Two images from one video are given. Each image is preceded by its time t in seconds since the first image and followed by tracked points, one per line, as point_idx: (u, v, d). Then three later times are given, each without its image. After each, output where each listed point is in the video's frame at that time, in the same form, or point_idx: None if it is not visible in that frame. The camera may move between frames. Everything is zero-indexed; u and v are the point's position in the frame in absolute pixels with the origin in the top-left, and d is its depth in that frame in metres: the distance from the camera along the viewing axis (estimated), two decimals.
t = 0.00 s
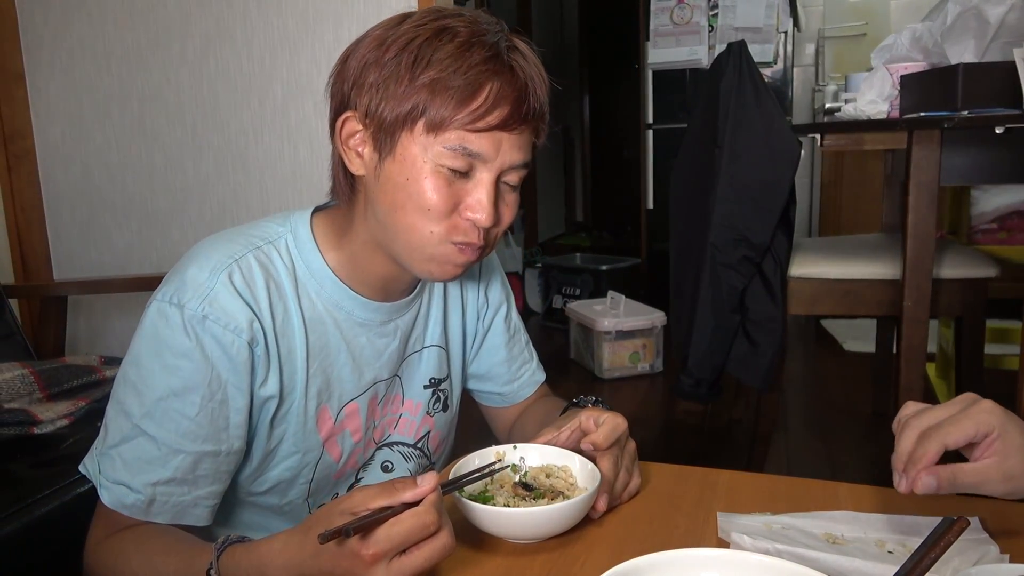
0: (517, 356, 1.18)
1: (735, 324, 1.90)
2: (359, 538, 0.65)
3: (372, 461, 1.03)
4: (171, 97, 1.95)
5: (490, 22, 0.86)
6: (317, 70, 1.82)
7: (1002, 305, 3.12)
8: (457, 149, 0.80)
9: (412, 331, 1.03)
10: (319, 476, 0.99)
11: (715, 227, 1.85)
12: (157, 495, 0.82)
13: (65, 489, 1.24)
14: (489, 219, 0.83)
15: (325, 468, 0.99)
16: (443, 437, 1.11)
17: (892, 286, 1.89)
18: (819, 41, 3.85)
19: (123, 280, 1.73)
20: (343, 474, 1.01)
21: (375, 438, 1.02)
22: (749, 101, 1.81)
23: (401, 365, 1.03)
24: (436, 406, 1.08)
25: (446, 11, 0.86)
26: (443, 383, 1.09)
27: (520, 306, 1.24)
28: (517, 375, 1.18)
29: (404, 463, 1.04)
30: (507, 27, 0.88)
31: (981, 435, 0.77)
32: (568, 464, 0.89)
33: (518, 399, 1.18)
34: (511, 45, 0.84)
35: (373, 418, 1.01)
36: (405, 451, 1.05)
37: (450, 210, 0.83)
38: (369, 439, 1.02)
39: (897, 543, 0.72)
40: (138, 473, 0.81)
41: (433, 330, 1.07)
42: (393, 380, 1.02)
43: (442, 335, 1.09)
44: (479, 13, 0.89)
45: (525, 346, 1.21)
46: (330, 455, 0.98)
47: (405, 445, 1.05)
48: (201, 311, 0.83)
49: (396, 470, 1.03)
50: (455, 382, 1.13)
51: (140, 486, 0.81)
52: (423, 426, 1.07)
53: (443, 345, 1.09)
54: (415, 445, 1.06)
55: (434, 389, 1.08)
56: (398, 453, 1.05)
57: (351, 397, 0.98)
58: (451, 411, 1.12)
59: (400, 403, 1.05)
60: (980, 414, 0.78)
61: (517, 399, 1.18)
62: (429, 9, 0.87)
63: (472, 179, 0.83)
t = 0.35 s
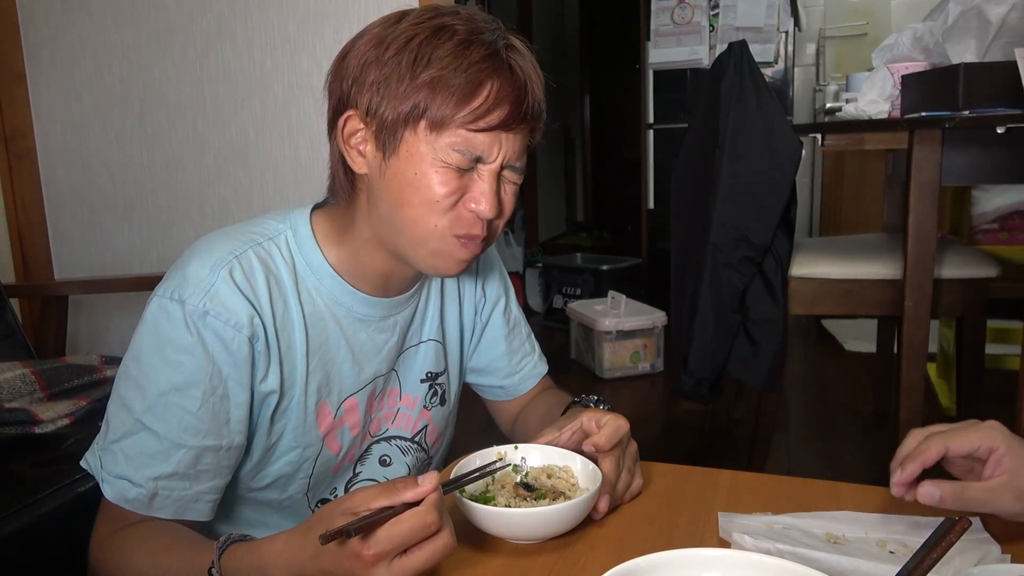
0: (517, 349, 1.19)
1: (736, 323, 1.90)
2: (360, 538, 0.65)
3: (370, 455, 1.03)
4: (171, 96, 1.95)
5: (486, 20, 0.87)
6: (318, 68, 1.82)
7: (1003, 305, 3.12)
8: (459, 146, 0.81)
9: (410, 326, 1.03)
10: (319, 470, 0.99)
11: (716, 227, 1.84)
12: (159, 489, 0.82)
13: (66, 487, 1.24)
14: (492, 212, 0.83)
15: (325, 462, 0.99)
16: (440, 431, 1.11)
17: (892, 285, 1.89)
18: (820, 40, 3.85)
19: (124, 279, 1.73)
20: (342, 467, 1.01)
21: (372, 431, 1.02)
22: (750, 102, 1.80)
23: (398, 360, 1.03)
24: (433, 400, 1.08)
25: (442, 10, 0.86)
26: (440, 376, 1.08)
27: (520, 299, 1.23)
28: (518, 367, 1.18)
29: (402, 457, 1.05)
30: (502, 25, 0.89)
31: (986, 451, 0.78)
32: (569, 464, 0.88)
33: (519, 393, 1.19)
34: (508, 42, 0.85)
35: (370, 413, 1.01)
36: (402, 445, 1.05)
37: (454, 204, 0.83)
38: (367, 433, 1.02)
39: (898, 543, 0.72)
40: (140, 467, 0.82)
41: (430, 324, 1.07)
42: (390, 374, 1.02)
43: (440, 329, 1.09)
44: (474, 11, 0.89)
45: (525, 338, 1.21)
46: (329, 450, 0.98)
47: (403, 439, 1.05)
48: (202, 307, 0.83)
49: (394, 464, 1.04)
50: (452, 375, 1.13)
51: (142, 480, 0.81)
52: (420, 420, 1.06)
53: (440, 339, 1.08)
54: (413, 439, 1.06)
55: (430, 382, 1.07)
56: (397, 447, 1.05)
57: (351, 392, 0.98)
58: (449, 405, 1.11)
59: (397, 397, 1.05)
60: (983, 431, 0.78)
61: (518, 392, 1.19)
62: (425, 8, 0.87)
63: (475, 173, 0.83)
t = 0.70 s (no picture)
0: (516, 337, 1.19)
1: (736, 324, 1.90)
2: (360, 539, 0.65)
3: (371, 449, 1.04)
4: (172, 96, 1.95)
5: (470, 15, 0.88)
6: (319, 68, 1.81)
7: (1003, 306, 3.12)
8: (451, 138, 0.82)
9: (411, 321, 1.03)
10: (321, 465, 1.00)
11: (716, 228, 1.85)
12: (164, 487, 0.82)
13: (67, 487, 1.24)
14: (488, 199, 0.85)
15: (327, 457, 0.99)
16: (440, 422, 1.11)
17: (892, 286, 1.89)
18: (821, 41, 3.85)
19: (124, 279, 1.73)
20: (344, 460, 1.02)
21: (372, 424, 1.03)
22: (751, 102, 1.80)
23: (399, 355, 1.03)
24: (432, 392, 1.08)
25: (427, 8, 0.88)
26: (439, 368, 1.08)
27: (519, 287, 1.23)
28: (518, 356, 1.19)
29: (402, 450, 1.05)
30: (486, 20, 0.90)
31: (1001, 456, 0.77)
32: (569, 465, 0.89)
33: (519, 379, 1.19)
34: (493, 36, 0.86)
35: (371, 407, 1.02)
36: (403, 437, 1.05)
37: (448, 196, 0.84)
38: (367, 426, 1.02)
39: (898, 544, 0.72)
40: (144, 465, 0.82)
41: (430, 318, 1.07)
42: (391, 369, 1.02)
43: (438, 321, 1.08)
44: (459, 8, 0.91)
45: (525, 326, 1.21)
46: (332, 444, 0.98)
47: (404, 432, 1.05)
48: (206, 306, 0.83)
49: (395, 457, 1.04)
50: (452, 367, 1.13)
51: (147, 478, 0.81)
52: (419, 412, 1.06)
53: (439, 332, 1.08)
54: (413, 431, 1.06)
55: (429, 374, 1.07)
56: (397, 440, 1.05)
57: (355, 389, 0.98)
58: (448, 396, 1.11)
59: (398, 391, 1.05)
60: (998, 436, 0.78)
61: (519, 380, 1.19)
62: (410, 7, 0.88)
63: (468, 164, 0.84)
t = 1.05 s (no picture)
0: (515, 335, 1.19)
1: (737, 324, 1.89)
2: (360, 540, 0.65)
3: (371, 448, 1.04)
4: (171, 96, 1.95)
5: (456, 9, 0.89)
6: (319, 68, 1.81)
7: (1004, 306, 3.12)
8: (443, 130, 0.83)
9: (410, 320, 1.03)
10: (321, 464, 1.00)
11: (717, 228, 1.84)
12: (163, 488, 0.82)
13: (66, 488, 1.23)
14: (482, 191, 0.85)
15: (327, 457, 0.99)
16: (439, 421, 1.10)
17: (893, 286, 1.89)
18: (821, 41, 3.84)
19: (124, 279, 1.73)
20: (343, 460, 1.02)
21: (372, 423, 1.03)
22: (751, 102, 1.80)
23: (398, 353, 1.03)
24: (432, 391, 1.07)
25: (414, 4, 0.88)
26: (438, 366, 1.08)
27: (518, 285, 1.23)
28: (516, 354, 1.18)
29: (402, 449, 1.05)
30: (473, 14, 0.91)
31: (1004, 453, 0.76)
32: (570, 466, 0.88)
33: (519, 378, 1.19)
34: (480, 27, 0.87)
35: (371, 407, 1.01)
36: (402, 437, 1.05)
37: (442, 188, 0.84)
38: (367, 426, 1.02)
39: (899, 544, 0.72)
40: (143, 467, 0.81)
41: (428, 316, 1.07)
42: (390, 368, 1.02)
43: (437, 320, 1.08)
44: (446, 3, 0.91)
45: (524, 325, 1.21)
46: (332, 444, 0.98)
47: (403, 431, 1.05)
48: (204, 307, 0.83)
49: (394, 456, 1.04)
50: (451, 366, 1.12)
51: (146, 479, 0.81)
52: (419, 411, 1.06)
53: (438, 331, 1.08)
54: (412, 430, 1.06)
55: (428, 373, 1.07)
56: (397, 439, 1.05)
57: (355, 388, 0.98)
58: (447, 396, 1.11)
59: (397, 390, 1.05)
60: (1003, 432, 0.77)
61: (518, 378, 1.19)
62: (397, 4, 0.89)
63: (461, 156, 0.85)
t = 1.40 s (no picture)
0: (514, 342, 1.18)
1: (736, 325, 1.89)
2: (356, 540, 0.65)
3: (371, 451, 1.04)
4: (172, 95, 1.95)
5: (462, 14, 0.89)
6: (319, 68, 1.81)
7: (1004, 307, 3.12)
8: (443, 140, 0.82)
9: (411, 322, 1.03)
10: (319, 466, 1.00)
11: (716, 229, 1.84)
12: (162, 487, 0.82)
13: (65, 486, 1.23)
14: (479, 202, 0.85)
15: (325, 459, 0.99)
16: (439, 425, 1.11)
17: (893, 288, 1.89)
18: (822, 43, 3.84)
19: (124, 278, 1.73)
20: (343, 463, 1.02)
21: (372, 426, 1.03)
22: (751, 103, 1.80)
23: (398, 357, 1.03)
24: (432, 395, 1.08)
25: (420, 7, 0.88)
26: (439, 371, 1.08)
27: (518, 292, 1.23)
28: (516, 362, 1.18)
29: (401, 452, 1.05)
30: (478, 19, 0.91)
31: (1007, 450, 0.77)
32: (571, 467, 0.88)
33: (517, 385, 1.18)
34: (486, 35, 0.86)
35: (371, 409, 1.02)
36: (402, 440, 1.05)
37: (441, 196, 0.84)
38: (367, 429, 1.02)
39: (897, 546, 0.72)
40: (141, 465, 0.82)
41: (429, 320, 1.07)
42: (390, 371, 1.02)
43: (438, 325, 1.08)
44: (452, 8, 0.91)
45: (523, 332, 1.21)
46: (330, 446, 0.98)
47: (403, 435, 1.05)
48: (204, 307, 0.83)
49: (394, 459, 1.05)
50: (451, 371, 1.13)
51: (145, 478, 0.81)
52: (419, 415, 1.06)
53: (439, 335, 1.08)
54: (412, 434, 1.06)
55: (429, 377, 1.07)
56: (396, 442, 1.05)
57: (353, 390, 0.98)
58: (448, 401, 1.11)
59: (397, 393, 1.05)
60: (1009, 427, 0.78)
61: (517, 386, 1.18)
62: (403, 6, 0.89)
63: (460, 165, 0.85)
